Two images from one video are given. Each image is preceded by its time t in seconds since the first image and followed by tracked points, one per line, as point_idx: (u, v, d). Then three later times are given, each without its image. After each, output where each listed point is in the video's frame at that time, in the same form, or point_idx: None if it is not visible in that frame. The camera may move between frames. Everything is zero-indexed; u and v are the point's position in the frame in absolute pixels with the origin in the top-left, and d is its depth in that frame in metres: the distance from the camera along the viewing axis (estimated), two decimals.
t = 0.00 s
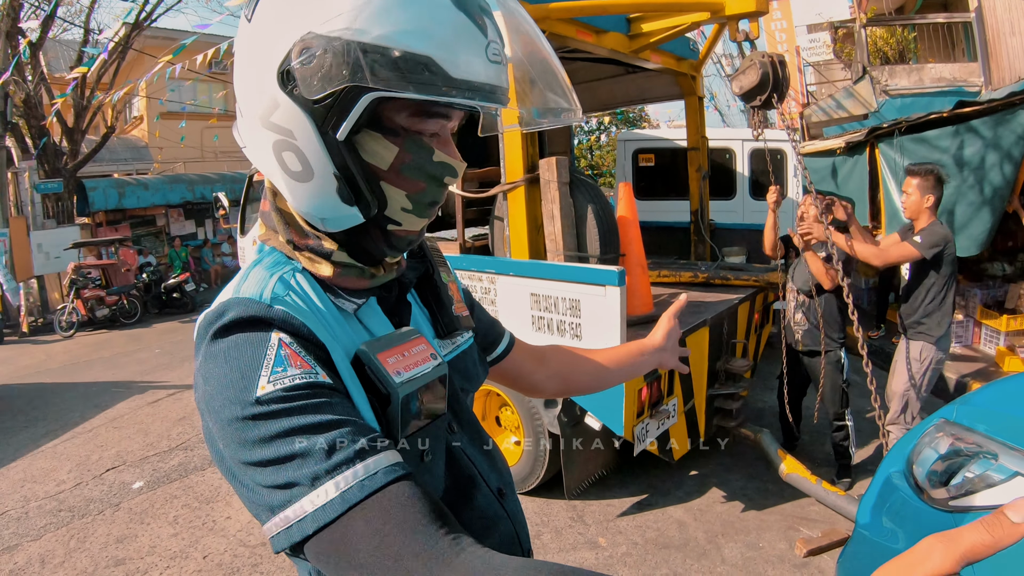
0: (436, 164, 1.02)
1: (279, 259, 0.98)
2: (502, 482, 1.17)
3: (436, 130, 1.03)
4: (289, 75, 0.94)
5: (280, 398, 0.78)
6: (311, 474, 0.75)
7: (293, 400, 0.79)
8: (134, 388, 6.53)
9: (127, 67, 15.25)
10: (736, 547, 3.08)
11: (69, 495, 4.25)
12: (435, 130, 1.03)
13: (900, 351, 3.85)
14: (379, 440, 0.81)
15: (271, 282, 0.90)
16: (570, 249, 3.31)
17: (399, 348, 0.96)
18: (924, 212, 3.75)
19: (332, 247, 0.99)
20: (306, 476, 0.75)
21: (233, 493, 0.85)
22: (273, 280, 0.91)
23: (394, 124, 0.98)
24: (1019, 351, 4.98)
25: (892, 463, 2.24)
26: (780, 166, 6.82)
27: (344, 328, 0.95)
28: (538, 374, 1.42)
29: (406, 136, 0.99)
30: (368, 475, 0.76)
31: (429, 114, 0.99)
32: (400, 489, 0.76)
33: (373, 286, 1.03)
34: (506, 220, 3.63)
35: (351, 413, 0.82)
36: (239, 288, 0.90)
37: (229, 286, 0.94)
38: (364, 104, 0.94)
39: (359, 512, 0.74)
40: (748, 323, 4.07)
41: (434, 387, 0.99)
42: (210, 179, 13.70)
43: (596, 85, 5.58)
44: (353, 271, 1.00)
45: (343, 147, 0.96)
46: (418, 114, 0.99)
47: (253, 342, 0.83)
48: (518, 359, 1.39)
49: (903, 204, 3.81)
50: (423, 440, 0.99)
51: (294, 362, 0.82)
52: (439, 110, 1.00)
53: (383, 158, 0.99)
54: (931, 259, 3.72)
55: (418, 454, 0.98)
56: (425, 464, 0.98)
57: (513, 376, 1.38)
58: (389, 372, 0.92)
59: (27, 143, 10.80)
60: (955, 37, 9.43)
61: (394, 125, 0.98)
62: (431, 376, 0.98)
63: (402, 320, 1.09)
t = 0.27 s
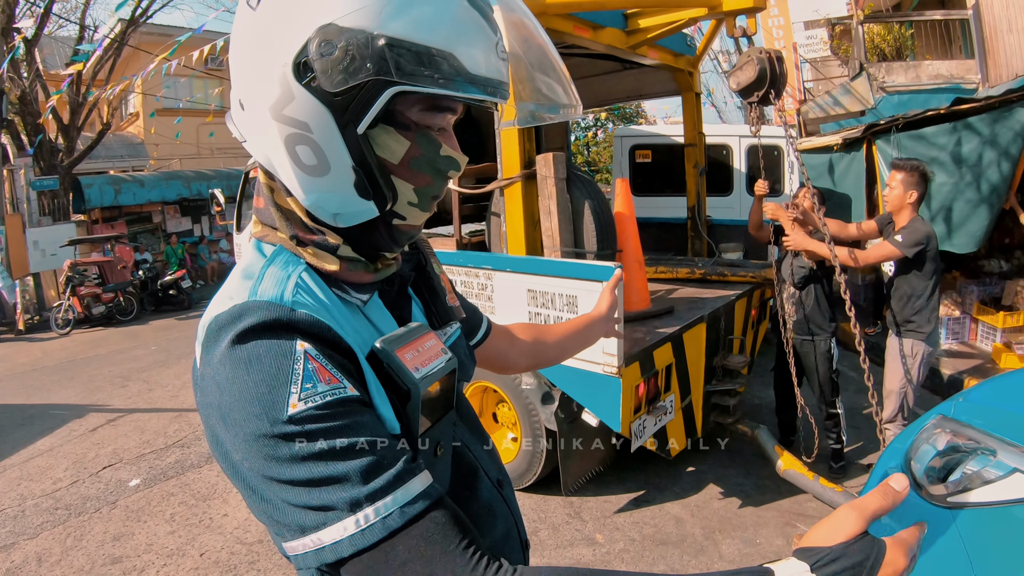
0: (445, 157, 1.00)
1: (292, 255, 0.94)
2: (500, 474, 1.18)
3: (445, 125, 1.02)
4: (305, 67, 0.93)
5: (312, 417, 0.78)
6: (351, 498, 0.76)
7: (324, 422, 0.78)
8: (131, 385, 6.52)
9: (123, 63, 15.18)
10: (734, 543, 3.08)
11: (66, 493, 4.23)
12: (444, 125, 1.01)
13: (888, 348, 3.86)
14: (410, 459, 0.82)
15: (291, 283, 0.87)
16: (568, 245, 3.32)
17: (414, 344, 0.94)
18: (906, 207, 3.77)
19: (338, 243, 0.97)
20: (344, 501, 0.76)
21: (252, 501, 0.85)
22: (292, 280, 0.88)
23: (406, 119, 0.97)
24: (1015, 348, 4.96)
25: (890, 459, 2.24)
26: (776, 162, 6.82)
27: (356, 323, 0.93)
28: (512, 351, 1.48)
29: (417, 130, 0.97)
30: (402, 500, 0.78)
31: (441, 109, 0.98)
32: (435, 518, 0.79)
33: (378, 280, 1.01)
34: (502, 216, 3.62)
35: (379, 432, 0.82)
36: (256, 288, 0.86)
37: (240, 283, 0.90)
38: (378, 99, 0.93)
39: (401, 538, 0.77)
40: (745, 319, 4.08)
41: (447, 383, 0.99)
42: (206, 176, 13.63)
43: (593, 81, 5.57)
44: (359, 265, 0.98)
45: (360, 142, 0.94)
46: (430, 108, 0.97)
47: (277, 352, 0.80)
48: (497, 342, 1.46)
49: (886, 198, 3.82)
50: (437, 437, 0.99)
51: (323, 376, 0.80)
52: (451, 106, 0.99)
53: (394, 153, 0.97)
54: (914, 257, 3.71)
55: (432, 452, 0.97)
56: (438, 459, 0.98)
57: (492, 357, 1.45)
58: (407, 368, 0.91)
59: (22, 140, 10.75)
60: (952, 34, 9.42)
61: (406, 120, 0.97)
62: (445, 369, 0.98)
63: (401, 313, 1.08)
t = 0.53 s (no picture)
0: (421, 138, 0.98)
1: (289, 253, 0.93)
2: (493, 472, 1.17)
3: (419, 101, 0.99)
4: (260, 55, 0.93)
5: (309, 414, 0.76)
6: (349, 496, 0.74)
7: (322, 418, 0.77)
8: (126, 382, 6.50)
9: (117, 59, 15.09)
10: (728, 541, 3.09)
11: (60, 491, 4.22)
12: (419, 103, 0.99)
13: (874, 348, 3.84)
14: (407, 456, 0.80)
15: (288, 279, 0.86)
16: (564, 243, 3.31)
17: (412, 340, 0.94)
18: (880, 205, 3.73)
19: (324, 235, 0.96)
20: (341, 499, 0.74)
21: (248, 501, 0.84)
22: (290, 277, 0.87)
23: (374, 97, 0.94)
24: (1010, 347, 4.98)
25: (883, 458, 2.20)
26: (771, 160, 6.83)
27: (354, 319, 0.93)
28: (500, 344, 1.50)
29: (385, 108, 0.95)
30: (398, 497, 0.75)
31: (406, 85, 0.96)
32: (434, 515, 0.76)
33: (375, 274, 1.01)
34: (498, 213, 3.61)
35: (377, 428, 0.81)
36: (255, 285, 0.86)
37: (237, 278, 0.89)
38: (338, 77, 0.92)
39: (399, 536, 0.75)
40: (740, 317, 4.08)
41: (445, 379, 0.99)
42: (202, 172, 13.57)
43: (589, 78, 5.56)
44: (350, 258, 0.97)
45: (317, 122, 0.92)
46: (395, 84, 0.95)
47: (276, 348, 0.79)
48: (485, 337, 1.46)
49: (861, 196, 3.79)
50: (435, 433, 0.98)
51: (321, 373, 0.80)
52: (417, 80, 0.97)
53: (364, 134, 0.95)
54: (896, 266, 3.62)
55: (430, 450, 0.97)
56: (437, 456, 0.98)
57: (480, 351, 1.45)
58: (406, 364, 0.90)
59: (16, 137, 10.66)
60: (949, 33, 9.43)
61: (374, 99, 0.94)
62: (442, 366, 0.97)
63: (399, 309, 1.07)
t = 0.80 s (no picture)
0: (348, 127, 0.98)
1: (264, 245, 0.97)
2: (483, 473, 1.14)
3: (351, 89, 0.97)
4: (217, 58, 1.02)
5: (255, 396, 0.78)
6: (284, 474, 0.75)
7: (268, 398, 0.78)
8: (119, 381, 6.47)
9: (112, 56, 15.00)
10: (722, 540, 3.09)
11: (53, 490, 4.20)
12: (349, 91, 0.97)
13: (861, 351, 3.80)
14: (356, 441, 0.81)
15: (256, 268, 0.89)
16: (557, 242, 3.31)
17: (387, 332, 0.95)
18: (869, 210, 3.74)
19: (290, 229, 0.99)
20: (278, 476, 0.75)
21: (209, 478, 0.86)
22: (260, 266, 0.90)
23: (301, 88, 0.96)
24: (1003, 346, 5.00)
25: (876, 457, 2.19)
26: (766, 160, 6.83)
27: (329, 310, 0.93)
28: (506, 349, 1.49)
29: (311, 98, 0.96)
30: (334, 478, 0.75)
31: (327, 72, 0.95)
32: (373, 494, 0.76)
33: (345, 268, 0.98)
34: (492, 212, 3.61)
35: (327, 411, 0.81)
36: (224, 271, 0.88)
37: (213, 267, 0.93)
38: (263, 70, 0.95)
39: (330, 517, 0.74)
40: (734, 316, 4.09)
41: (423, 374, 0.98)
42: (196, 170, 13.51)
43: (583, 77, 5.55)
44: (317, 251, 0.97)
45: (245, 114, 0.97)
46: (318, 73, 0.95)
47: (232, 331, 0.81)
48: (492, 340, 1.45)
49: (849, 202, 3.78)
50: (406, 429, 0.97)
51: (274, 356, 0.81)
52: (338, 66, 0.95)
53: (291, 124, 0.98)
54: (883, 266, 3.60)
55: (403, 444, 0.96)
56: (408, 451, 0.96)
57: (488, 355, 1.45)
58: (374, 357, 0.90)
59: (9, 134, 10.59)
60: (943, 34, 9.45)
61: (301, 89, 0.96)
62: (416, 361, 0.96)
63: (388, 307, 1.06)
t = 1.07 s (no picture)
0: (294, 138, 0.97)
1: (256, 250, 0.99)
2: (478, 479, 1.13)
3: (295, 99, 0.96)
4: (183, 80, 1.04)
5: (259, 407, 0.79)
6: (297, 481, 0.78)
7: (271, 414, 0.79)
8: (115, 379, 6.46)
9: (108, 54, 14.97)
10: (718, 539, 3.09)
11: (48, 489, 4.18)
12: (294, 101, 0.96)
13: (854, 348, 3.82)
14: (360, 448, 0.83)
15: (248, 276, 0.89)
16: (553, 241, 3.31)
17: (375, 333, 0.91)
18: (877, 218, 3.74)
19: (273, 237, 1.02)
20: (289, 484, 0.78)
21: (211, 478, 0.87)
22: (251, 273, 0.89)
23: (248, 106, 0.96)
24: (999, 346, 4.99)
25: (875, 454, 2.18)
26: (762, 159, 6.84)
27: (322, 314, 0.93)
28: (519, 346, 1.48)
29: (258, 116, 0.96)
30: (343, 486, 0.79)
31: (269, 87, 0.94)
32: (382, 506, 0.80)
33: (341, 266, 1.00)
34: (488, 210, 3.60)
35: (330, 421, 0.83)
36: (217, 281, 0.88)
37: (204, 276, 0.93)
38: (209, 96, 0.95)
39: (346, 523, 0.79)
40: (730, 315, 4.09)
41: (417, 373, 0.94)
42: (193, 168, 13.49)
43: (579, 75, 5.54)
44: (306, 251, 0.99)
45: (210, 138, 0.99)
46: (259, 90, 0.94)
47: (226, 342, 0.81)
48: (506, 336, 1.44)
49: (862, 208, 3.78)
50: (399, 429, 0.92)
51: (271, 369, 0.81)
52: (275, 80, 0.93)
53: (247, 142, 0.98)
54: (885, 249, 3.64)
55: (395, 449, 0.92)
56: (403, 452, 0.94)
57: (498, 351, 1.43)
58: (358, 356, 0.88)
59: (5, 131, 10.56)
60: (940, 34, 9.46)
61: (248, 107, 0.96)
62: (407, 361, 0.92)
63: (383, 305, 1.05)
